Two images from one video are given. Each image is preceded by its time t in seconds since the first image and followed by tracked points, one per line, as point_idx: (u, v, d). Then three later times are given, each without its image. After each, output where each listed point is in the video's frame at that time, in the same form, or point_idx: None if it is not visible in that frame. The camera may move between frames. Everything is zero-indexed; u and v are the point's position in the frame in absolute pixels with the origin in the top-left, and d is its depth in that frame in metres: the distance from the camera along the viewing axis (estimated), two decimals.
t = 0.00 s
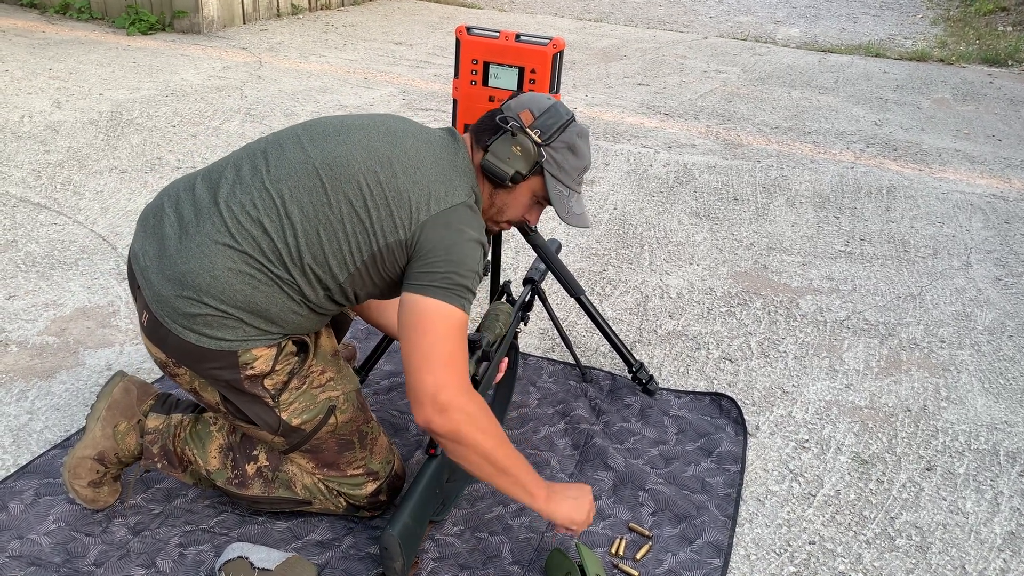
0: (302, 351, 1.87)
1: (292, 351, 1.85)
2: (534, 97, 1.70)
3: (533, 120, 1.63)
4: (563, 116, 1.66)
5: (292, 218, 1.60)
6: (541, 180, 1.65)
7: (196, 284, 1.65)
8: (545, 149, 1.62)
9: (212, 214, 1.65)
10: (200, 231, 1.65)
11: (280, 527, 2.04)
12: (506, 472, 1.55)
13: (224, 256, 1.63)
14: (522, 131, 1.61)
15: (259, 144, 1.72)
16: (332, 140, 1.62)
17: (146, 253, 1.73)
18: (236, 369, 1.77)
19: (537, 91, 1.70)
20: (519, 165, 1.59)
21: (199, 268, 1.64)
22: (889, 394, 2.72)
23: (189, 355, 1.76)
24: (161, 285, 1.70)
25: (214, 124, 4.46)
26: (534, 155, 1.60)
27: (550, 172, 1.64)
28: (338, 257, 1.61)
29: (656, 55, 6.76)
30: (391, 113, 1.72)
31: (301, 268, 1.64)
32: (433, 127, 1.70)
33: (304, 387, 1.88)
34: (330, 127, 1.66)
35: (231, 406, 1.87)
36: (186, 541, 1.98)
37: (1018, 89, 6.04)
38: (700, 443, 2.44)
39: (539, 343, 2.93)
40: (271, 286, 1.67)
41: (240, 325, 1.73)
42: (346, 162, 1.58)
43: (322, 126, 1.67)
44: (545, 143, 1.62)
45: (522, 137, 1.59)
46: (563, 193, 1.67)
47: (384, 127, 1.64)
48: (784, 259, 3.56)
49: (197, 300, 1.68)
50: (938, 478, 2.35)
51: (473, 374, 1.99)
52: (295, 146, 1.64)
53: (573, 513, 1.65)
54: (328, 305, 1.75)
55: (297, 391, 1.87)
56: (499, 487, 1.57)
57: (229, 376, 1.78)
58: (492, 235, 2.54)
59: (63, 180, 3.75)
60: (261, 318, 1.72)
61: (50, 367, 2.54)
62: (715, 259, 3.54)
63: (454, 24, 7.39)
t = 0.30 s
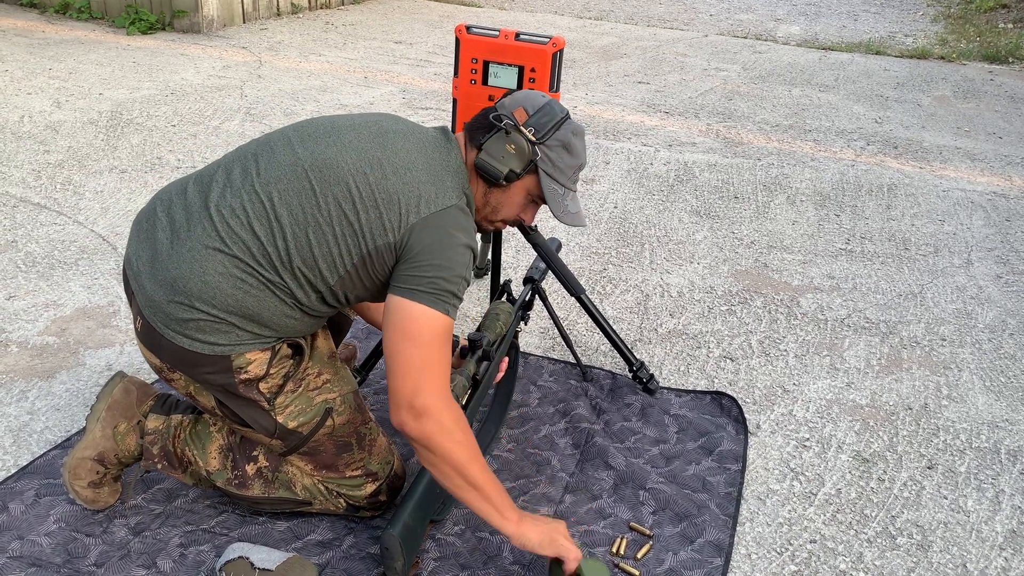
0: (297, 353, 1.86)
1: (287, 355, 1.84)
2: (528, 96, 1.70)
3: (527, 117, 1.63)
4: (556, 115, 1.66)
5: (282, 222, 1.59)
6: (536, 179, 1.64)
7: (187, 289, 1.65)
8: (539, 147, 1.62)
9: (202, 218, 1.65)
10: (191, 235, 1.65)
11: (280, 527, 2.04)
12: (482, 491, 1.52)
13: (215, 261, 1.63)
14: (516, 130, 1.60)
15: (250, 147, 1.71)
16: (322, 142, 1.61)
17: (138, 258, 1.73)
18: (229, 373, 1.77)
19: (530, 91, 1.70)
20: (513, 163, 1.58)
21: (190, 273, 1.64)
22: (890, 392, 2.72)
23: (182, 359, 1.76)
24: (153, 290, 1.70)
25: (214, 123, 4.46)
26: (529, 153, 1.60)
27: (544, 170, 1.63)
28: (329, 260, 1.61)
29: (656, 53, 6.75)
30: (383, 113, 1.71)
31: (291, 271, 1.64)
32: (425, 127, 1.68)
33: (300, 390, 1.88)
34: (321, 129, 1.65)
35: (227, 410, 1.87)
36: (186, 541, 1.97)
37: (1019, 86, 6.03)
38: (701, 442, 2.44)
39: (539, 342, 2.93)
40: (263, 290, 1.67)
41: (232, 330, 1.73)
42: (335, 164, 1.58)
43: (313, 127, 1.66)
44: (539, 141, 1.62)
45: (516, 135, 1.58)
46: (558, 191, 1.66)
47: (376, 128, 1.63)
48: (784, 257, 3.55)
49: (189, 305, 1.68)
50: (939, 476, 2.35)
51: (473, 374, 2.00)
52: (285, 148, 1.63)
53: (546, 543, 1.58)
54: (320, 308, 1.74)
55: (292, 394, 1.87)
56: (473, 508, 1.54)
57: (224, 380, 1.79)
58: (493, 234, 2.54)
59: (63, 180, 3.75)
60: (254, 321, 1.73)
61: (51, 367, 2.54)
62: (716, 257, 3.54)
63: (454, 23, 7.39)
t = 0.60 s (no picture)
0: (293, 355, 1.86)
1: (282, 356, 1.85)
2: (523, 96, 1.69)
3: (523, 118, 1.62)
4: (552, 115, 1.65)
5: (277, 224, 1.59)
6: (531, 180, 1.64)
7: (182, 291, 1.65)
8: (535, 149, 1.61)
9: (197, 221, 1.65)
10: (186, 238, 1.65)
11: (281, 527, 2.04)
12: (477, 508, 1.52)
13: (209, 264, 1.63)
14: (511, 131, 1.60)
15: (245, 149, 1.71)
16: (316, 145, 1.61)
17: (133, 261, 1.73)
18: (225, 376, 1.77)
19: (526, 91, 1.69)
20: (509, 165, 1.58)
21: (184, 275, 1.64)
22: (891, 389, 2.71)
23: (178, 362, 1.76)
24: (148, 293, 1.70)
25: (213, 123, 4.46)
26: (524, 154, 1.59)
27: (540, 172, 1.63)
28: (323, 264, 1.60)
29: (656, 51, 6.74)
30: (379, 115, 1.71)
31: (286, 273, 1.64)
32: (421, 130, 1.68)
33: (297, 391, 1.89)
34: (316, 131, 1.65)
35: (224, 412, 1.87)
36: (187, 541, 1.97)
37: (1019, 82, 6.02)
38: (702, 440, 2.44)
39: (540, 341, 2.93)
40: (257, 292, 1.67)
41: (227, 332, 1.73)
42: (329, 167, 1.57)
43: (308, 129, 1.66)
44: (535, 142, 1.61)
45: (512, 137, 1.58)
46: (554, 193, 1.65)
47: (371, 130, 1.63)
48: (785, 255, 3.55)
49: (183, 308, 1.68)
50: (940, 474, 2.34)
51: (474, 373, 1.99)
52: (280, 150, 1.63)
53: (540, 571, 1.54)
54: (315, 311, 1.74)
55: (290, 395, 1.87)
56: (468, 524, 1.54)
57: (220, 383, 1.79)
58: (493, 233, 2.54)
59: (63, 180, 3.75)
60: (249, 324, 1.73)
61: (51, 368, 2.54)
62: (716, 255, 3.53)
63: (454, 21, 7.37)
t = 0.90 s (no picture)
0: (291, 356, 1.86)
1: (280, 357, 1.85)
2: (523, 99, 1.69)
3: (522, 122, 1.62)
4: (552, 119, 1.64)
5: (275, 225, 1.59)
6: (530, 184, 1.64)
7: (179, 291, 1.65)
8: (533, 153, 1.61)
9: (195, 222, 1.65)
10: (183, 239, 1.64)
11: (281, 527, 2.04)
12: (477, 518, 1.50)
13: (207, 265, 1.63)
14: (511, 135, 1.59)
15: (244, 150, 1.71)
16: (315, 146, 1.61)
17: (131, 262, 1.73)
18: (223, 376, 1.77)
19: (525, 95, 1.68)
20: (507, 169, 1.57)
21: (182, 275, 1.64)
22: (892, 386, 2.71)
23: (176, 363, 1.76)
24: (145, 293, 1.70)
25: (213, 122, 4.45)
26: (523, 158, 1.59)
27: (539, 176, 1.63)
28: (320, 266, 1.60)
29: (656, 48, 6.73)
30: (379, 118, 1.71)
31: (283, 275, 1.63)
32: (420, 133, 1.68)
33: (296, 391, 1.89)
34: (315, 133, 1.65)
35: (222, 412, 1.87)
36: (188, 541, 1.97)
37: (1020, 79, 6.01)
38: (703, 438, 2.43)
39: (540, 339, 2.93)
40: (255, 294, 1.66)
41: (224, 333, 1.72)
42: (328, 169, 1.57)
43: (307, 131, 1.66)
44: (533, 146, 1.61)
45: (511, 141, 1.57)
46: (553, 198, 1.65)
47: (370, 133, 1.63)
48: (785, 252, 3.55)
49: (180, 308, 1.67)
50: (941, 471, 2.34)
51: (474, 372, 1.99)
52: (279, 152, 1.63)
53: None
54: (312, 314, 1.74)
55: (288, 395, 1.87)
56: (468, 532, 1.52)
57: (217, 384, 1.79)
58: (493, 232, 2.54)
59: (63, 180, 3.75)
60: (246, 325, 1.72)
61: (51, 368, 2.54)
62: (716, 253, 3.53)
63: (454, 20, 7.36)
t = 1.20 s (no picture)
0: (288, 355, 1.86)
1: (279, 356, 1.85)
2: (514, 95, 1.70)
3: (515, 117, 1.63)
4: (544, 114, 1.66)
5: (268, 225, 1.59)
6: (526, 179, 1.65)
7: (175, 293, 1.65)
8: (528, 147, 1.62)
9: (189, 223, 1.65)
10: (178, 240, 1.65)
11: (282, 527, 2.04)
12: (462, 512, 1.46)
13: (202, 266, 1.63)
14: (504, 130, 1.60)
15: (238, 151, 1.71)
16: (309, 146, 1.61)
17: (127, 264, 1.73)
18: (220, 377, 1.77)
19: (517, 90, 1.70)
20: (502, 165, 1.58)
21: (177, 277, 1.64)
22: (892, 385, 2.71)
23: (173, 365, 1.76)
24: (142, 295, 1.70)
25: (213, 122, 4.45)
26: (518, 153, 1.60)
27: (534, 170, 1.64)
28: (315, 265, 1.60)
29: (656, 47, 6.73)
30: (373, 116, 1.71)
31: (278, 275, 1.63)
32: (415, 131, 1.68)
33: (294, 391, 1.89)
34: (309, 133, 1.65)
35: (221, 413, 1.87)
36: (189, 541, 1.98)
37: (1020, 76, 6.00)
38: (703, 437, 2.44)
39: (540, 338, 2.93)
40: (249, 294, 1.66)
41: (221, 334, 1.72)
42: (321, 168, 1.57)
43: (301, 131, 1.66)
44: (528, 141, 1.62)
45: (506, 136, 1.58)
46: (549, 192, 1.66)
47: (364, 131, 1.62)
48: (785, 251, 3.55)
49: (176, 310, 1.67)
50: (942, 469, 2.34)
51: (473, 371, 1.99)
52: (273, 152, 1.63)
53: None
54: (308, 313, 1.73)
55: (287, 396, 1.88)
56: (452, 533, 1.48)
57: (215, 385, 1.79)
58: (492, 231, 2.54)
59: (62, 181, 3.74)
60: (242, 325, 1.72)
61: (51, 369, 2.54)
62: (716, 252, 3.53)
63: (453, 19, 7.36)
